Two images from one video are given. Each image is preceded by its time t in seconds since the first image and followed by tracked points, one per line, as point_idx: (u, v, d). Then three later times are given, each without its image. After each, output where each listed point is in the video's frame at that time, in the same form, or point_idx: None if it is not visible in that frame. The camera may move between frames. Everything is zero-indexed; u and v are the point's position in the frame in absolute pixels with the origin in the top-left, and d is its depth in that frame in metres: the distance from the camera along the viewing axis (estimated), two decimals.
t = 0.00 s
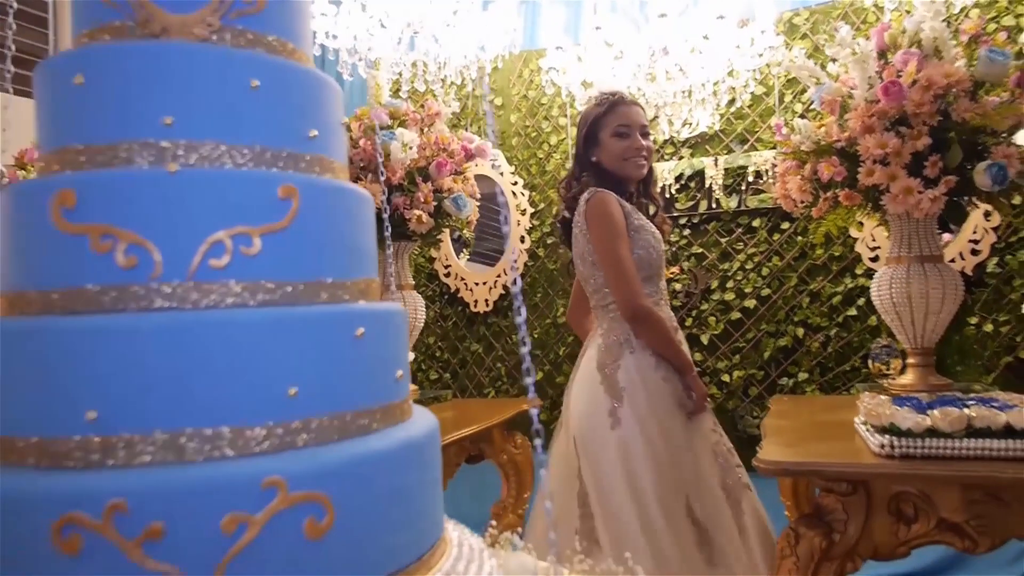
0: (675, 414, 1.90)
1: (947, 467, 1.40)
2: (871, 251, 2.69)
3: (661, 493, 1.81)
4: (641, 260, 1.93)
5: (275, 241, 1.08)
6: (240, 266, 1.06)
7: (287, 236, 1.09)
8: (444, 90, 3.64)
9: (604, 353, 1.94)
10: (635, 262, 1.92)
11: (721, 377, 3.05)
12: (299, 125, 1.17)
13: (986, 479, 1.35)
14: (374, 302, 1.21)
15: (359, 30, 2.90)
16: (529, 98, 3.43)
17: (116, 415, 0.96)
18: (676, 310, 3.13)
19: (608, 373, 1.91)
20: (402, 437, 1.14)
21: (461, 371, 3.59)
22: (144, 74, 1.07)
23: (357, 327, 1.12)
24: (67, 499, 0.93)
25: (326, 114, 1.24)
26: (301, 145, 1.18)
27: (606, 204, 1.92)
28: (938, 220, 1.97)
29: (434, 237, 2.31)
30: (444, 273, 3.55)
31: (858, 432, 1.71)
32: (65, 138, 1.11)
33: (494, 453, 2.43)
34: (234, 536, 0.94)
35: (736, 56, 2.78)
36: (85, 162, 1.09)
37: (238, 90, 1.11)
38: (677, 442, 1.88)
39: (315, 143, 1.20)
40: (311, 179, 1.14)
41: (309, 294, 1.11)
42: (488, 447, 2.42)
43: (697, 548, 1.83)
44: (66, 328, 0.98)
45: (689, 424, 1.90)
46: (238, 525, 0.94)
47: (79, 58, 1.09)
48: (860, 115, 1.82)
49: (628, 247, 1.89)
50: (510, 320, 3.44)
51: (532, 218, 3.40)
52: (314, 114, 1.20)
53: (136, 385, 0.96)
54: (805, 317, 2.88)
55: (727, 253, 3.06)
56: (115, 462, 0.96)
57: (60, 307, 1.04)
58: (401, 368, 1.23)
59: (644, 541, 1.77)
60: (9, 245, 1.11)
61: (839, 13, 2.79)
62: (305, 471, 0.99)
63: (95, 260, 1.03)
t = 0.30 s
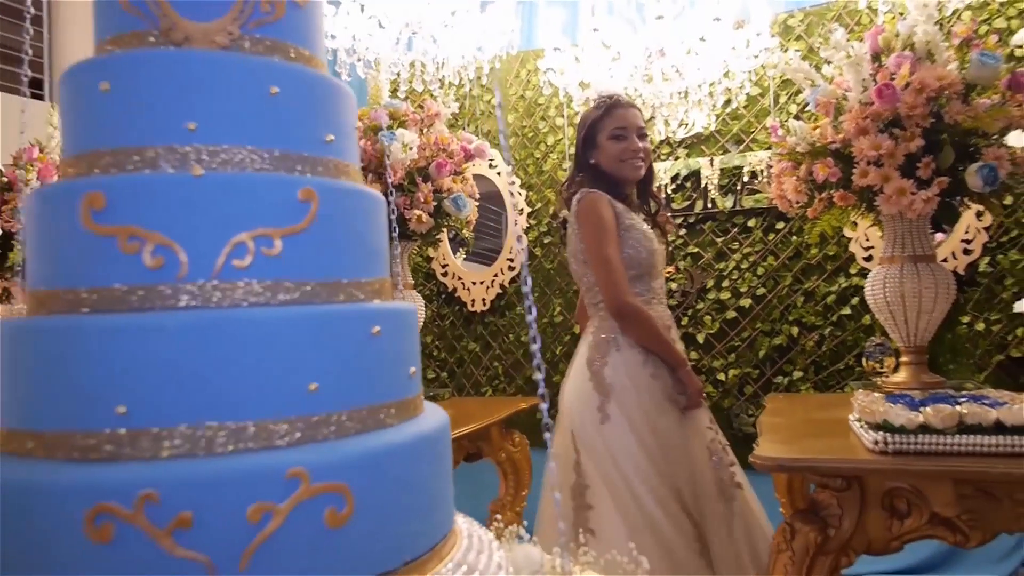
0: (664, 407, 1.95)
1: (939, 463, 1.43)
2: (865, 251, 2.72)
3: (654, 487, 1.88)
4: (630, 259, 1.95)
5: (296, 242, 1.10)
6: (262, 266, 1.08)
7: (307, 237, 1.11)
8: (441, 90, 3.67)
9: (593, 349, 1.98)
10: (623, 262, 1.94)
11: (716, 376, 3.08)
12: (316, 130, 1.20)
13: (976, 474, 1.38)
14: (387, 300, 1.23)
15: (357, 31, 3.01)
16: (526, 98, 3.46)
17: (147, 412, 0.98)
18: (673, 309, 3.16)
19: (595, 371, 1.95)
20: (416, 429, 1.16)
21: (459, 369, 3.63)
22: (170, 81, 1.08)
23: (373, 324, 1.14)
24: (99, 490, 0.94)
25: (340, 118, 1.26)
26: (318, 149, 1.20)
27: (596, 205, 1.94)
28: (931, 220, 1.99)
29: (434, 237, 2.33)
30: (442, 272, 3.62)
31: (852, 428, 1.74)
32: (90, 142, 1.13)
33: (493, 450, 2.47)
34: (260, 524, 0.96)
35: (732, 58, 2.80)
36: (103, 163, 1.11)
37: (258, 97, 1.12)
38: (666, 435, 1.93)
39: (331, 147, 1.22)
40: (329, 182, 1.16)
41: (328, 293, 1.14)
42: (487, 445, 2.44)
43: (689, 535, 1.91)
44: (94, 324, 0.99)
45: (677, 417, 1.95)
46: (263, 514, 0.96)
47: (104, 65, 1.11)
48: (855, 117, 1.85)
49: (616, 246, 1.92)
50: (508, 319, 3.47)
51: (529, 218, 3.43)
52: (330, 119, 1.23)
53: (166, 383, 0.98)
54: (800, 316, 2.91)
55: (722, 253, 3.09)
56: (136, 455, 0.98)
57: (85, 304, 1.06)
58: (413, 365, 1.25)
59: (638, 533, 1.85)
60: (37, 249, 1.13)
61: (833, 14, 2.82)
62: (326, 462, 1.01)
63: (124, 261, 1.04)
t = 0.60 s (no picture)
0: (643, 406, 1.95)
1: (930, 460, 1.46)
2: (858, 252, 2.76)
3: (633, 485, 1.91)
4: (608, 266, 1.94)
5: (322, 250, 1.06)
6: (290, 273, 1.03)
7: (332, 243, 1.06)
8: (438, 91, 3.69)
9: (575, 351, 2.01)
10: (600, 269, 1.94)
11: (711, 375, 3.12)
12: (338, 141, 1.15)
13: (966, 471, 1.42)
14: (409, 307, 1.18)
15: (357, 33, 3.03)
16: (523, 99, 3.49)
17: (183, 412, 0.94)
18: (668, 309, 3.20)
19: (576, 372, 1.99)
20: (438, 427, 1.11)
21: (455, 369, 3.66)
22: (201, 92, 1.05)
23: (395, 327, 1.09)
24: (134, 484, 0.89)
25: (361, 129, 1.22)
26: (340, 160, 1.15)
27: (578, 213, 1.95)
28: (922, 222, 2.03)
29: (434, 238, 2.36)
30: (438, 272, 3.64)
31: (844, 426, 1.78)
32: (123, 152, 1.08)
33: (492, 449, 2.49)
34: (291, 518, 0.92)
35: (727, 60, 2.83)
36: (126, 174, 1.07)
37: (282, 108, 1.08)
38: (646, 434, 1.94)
39: (352, 158, 1.18)
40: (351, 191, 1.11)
41: (357, 299, 1.09)
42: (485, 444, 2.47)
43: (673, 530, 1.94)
44: (124, 326, 0.95)
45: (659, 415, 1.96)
46: (293, 508, 0.92)
47: (133, 79, 1.07)
48: (848, 121, 1.89)
49: (595, 253, 1.93)
50: (504, 319, 3.50)
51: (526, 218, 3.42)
52: (351, 129, 1.18)
53: (198, 386, 0.94)
54: (793, 316, 2.94)
55: (717, 253, 3.13)
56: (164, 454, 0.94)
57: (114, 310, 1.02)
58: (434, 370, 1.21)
59: (616, 530, 1.92)
60: (67, 244, 1.08)
61: (826, 17, 2.85)
62: (358, 456, 0.97)
63: (157, 268, 1.00)
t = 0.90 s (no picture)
0: (632, 408, 1.89)
1: (922, 458, 1.49)
2: (852, 253, 2.79)
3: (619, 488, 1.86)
4: (597, 271, 1.93)
5: (341, 256, 1.01)
6: (311, 279, 0.98)
7: (350, 248, 1.02)
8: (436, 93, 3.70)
9: (567, 352, 2.00)
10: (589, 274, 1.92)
11: (707, 376, 3.15)
12: (353, 150, 1.09)
13: (958, 469, 1.45)
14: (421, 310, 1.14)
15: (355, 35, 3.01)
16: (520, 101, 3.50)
17: (213, 413, 0.90)
18: (664, 310, 3.23)
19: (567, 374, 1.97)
20: (447, 424, 1.07)
21: (453, 370, 3.68)
22: (221, 100, 1.00)
23: (408, 328, 1.04)
24: (166, 480, 0.86)
25: (376, 136, 1.16)
26: (356, 169, 1.09)
27: (567, 219, 1.93)
28: (916, 224, 2.06)
29: (434, 241, 2.39)
30: (436, 274, 3.65)
31: (841, 427, 1.80)
32: (145, 161, 1.02)
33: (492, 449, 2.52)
34: (313, 514, 0.88)
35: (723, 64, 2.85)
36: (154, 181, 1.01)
37: (299, 120, 1.03)
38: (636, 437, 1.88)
39: (368, 165, 1.12)
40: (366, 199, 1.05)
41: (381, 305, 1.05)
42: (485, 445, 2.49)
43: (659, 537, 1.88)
44: (143, 328, 0.90)
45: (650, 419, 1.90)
46: (315, 504, 0.88)
47: (160, 88, 1.01)
48: (843, 125, 1.91)
49: (583, 258, 1.91)
50: (502, 320, 3.52)
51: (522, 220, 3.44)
52: (366, 137, 1.12)
53: (225, 388, 0.90)
54: (788, 317, 2.97)
55: (713, 255, 3.15)
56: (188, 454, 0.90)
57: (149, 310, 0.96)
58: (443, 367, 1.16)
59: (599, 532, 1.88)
60: (90, 240, 1.03)
61: (821, 21, 2.86)
62: (377, 453, 0.94)
63: (180, 274, 0.95)
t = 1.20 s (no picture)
0: (629, 410, 1.92)
1: (916, 460, 1.52)
2: (846, 257, 2.81)
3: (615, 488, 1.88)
4: (596, 276, 1.95)
5: (364, 267, 1.02)
6: (335, 291, 0.99)
7: (371, 260, 1.02)
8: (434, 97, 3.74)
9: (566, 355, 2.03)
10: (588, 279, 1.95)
11: (703, 378, 3.18)
12: (373, 164, 1.09)
13: (950, 470, 1.48)
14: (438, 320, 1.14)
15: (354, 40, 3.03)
16: (518, 105, 3.53)
17: (245, 417, 0.91)
18: (660, 313, 3.26)
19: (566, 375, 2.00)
20: (464, 428, 1.08)
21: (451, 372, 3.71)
22: (246, 116, 1.00)
23: (426, 335, 1.05)
24: (201, 479, 0.88)
25: (395, 147, 1.16)
26: (376, 183, 1.09)
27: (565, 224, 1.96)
28: (909, 229, 2.10)
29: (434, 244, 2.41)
30: (433, 276, 3.65)
31: (836, 428, 1.84)
32: (171, 173, 1.03)
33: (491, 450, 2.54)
34: (339, 513, 0.91)
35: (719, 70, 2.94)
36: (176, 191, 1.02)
37: (323, 136, 1.03)
38: (633, 438, 1.90)
39: (387, 178, 1.12)
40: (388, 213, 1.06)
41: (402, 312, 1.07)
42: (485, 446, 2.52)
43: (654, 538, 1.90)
44: (172, 336, 0.93)
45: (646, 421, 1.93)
46: (342, 503, 0.91)
47: (187, 104, 1.01)
48: (838, 132, 1.95)
49: (583, 262, 1.94)
50: (499, 323, 3.55)
51: (520, 223, 3.49)
52: (385, 150, 1.12)
53: (256, 393, 0.92)
54: (783, 320, 3.00)
55: (709, 258, 3.19)
56: (208, 456, 0.92)
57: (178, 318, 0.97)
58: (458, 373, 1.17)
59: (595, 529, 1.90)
60: (120, 247, 1.04)
61: (815, 26, 2.89)
62: (400, 455, 0.96)
63: (210, 284, 0.96)
